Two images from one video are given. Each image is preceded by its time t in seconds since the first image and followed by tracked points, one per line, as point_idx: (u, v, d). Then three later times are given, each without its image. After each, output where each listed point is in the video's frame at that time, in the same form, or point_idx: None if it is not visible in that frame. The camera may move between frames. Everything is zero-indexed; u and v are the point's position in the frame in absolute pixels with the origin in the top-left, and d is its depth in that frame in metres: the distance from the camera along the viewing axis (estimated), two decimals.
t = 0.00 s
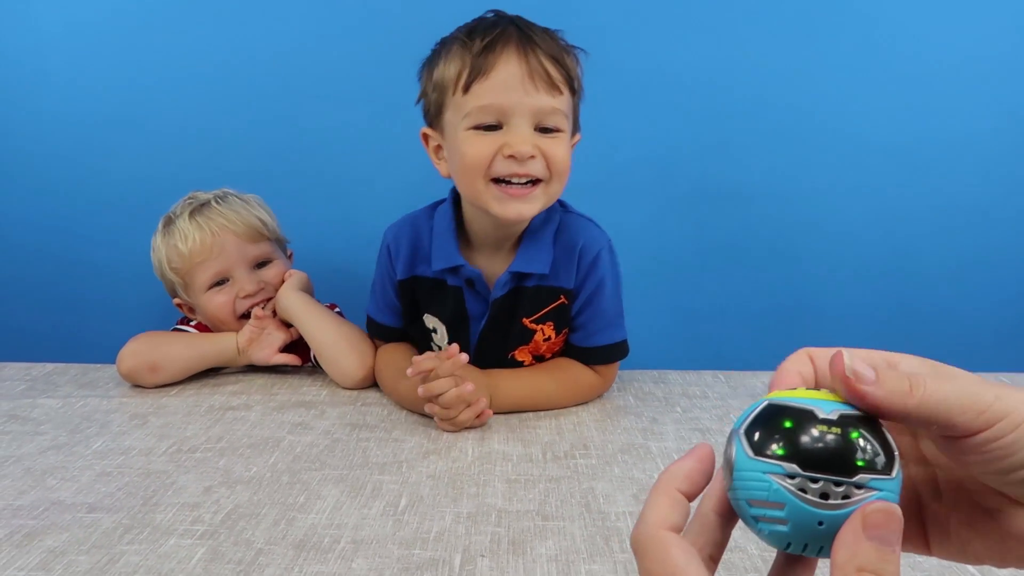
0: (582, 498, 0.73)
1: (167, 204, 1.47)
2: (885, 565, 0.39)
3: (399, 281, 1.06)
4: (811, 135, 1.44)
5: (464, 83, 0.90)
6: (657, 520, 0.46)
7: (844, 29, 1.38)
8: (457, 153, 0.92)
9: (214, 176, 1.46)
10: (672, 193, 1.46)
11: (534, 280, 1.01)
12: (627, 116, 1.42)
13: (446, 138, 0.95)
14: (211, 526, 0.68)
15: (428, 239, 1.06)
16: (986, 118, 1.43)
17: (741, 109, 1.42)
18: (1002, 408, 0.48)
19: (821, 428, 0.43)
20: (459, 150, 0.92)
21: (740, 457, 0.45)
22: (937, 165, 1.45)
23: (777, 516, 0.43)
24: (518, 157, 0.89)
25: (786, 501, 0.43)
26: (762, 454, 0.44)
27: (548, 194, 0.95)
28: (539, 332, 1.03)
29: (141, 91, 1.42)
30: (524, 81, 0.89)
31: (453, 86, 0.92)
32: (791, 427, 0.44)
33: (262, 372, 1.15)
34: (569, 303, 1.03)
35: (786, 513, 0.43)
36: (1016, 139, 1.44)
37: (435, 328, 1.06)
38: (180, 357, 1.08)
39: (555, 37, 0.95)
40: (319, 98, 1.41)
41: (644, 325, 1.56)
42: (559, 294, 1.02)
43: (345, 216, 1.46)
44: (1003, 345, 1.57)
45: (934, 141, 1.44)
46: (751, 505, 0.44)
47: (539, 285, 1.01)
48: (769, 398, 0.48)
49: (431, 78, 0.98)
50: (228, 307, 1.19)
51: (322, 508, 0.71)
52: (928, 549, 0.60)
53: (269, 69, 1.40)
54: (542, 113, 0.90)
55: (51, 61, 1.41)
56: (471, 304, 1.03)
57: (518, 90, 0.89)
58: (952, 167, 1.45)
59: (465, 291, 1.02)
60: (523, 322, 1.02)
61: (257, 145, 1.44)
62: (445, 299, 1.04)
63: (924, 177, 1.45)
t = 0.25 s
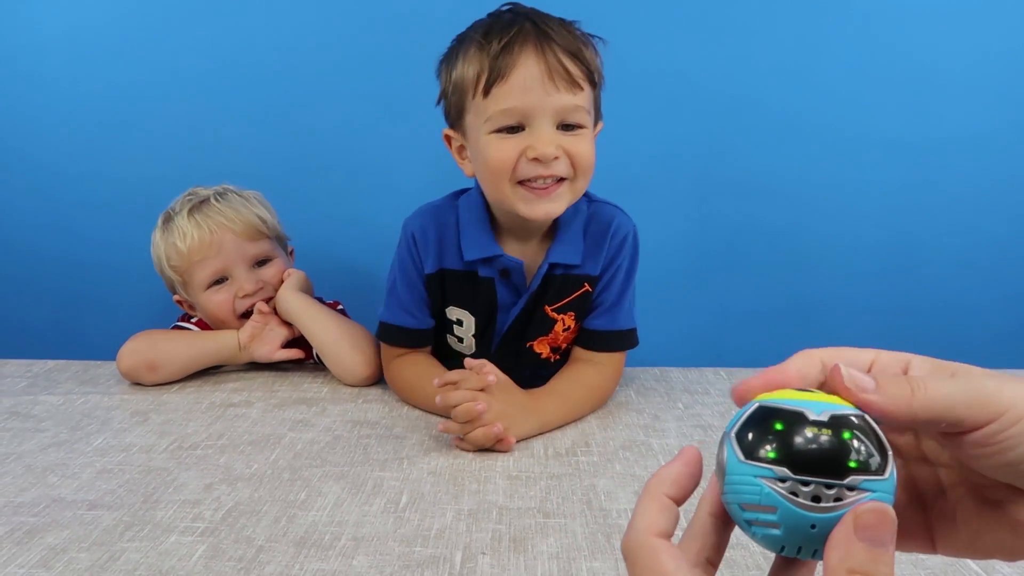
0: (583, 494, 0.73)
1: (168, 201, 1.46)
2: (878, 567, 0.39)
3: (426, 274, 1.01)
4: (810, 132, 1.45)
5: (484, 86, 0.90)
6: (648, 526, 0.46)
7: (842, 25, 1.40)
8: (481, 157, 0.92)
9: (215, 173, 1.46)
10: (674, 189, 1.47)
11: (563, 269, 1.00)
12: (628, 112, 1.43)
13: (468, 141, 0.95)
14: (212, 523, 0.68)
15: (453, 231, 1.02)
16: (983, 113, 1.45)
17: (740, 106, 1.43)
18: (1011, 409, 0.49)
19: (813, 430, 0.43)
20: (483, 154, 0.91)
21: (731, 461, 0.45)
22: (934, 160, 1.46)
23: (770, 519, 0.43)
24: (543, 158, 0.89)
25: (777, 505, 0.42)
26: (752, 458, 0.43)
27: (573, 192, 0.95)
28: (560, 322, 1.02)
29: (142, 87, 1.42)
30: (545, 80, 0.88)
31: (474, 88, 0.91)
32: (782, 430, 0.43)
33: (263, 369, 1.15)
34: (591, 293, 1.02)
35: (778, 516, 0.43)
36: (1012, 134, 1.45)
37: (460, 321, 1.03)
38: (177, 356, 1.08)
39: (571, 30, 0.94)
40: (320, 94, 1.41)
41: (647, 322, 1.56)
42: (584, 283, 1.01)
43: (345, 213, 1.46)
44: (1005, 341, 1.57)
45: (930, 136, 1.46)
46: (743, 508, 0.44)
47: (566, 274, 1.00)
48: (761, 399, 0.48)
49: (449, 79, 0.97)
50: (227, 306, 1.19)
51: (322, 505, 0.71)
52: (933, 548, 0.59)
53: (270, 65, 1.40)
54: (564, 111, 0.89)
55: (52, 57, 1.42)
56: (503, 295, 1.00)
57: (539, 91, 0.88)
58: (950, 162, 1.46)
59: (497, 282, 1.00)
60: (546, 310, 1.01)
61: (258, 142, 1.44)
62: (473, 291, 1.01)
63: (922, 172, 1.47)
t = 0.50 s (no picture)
0: (577, 494, 0.73)
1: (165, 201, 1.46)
2: (863, 564, 0.39)
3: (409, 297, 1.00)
4: (806, 132, 1.45)
5: (461, 95, 0.90)
6: (638, 524, 0.46)
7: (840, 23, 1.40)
8: (460, 166, 0.92)
9: (212, 172, 1.46)
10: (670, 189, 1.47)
11: (553, 279, 0.99)
12: (624, 112, 1.43)
13: (447, 150, 0.95)
14: (206, 523, 0.68)
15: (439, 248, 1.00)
16: (980, 112, 1.45)
17: (736, 105, 1.43)
18: (1007, 411, 0.48)
19: (799, 428, 0.44)
20: (461, 163, 0.91)
21: (719, 458, 0.45)
22: (932, 159, 1.47)
23: (757, 516, 0.43)
24: (523, 166, 0.89)
25: (764, 501, 0.43)
26: (740, 455, 0.44)
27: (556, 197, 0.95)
28: (555, 330, 1.02)
29: (139, 86, 1.42)
30: (522, 87, 0.88)
31: (451, 97, 0.91)
32: (769, 427, 0.44)
33: (259, 369, 1.15)
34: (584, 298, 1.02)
35: (765, 512, 0.43)
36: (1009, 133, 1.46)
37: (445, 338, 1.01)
38: (173, 356, 1.08)
39: (546, 34, 0.94)
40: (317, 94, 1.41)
41: (643, 321, 1.56)
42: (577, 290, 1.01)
43: (342, 212, 1.46)
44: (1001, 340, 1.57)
45: (928, 135, 1.46)
46: (731, 504, 0.44)
47: (557, 284, 0.99)
48: (750, 397, 0.48)
49: (425, 87, 0.96)
50: (224, 311, 1.19)
51: (317, 505, 0.71)
52: (922, 540, 0.60)
53: (267, 65, 1.40)
54: (542, 117, 0.90)
55: (49, 56, 1.41)
56: (493, 311, 0.99)
57: (517, 98, 0.88)
58: (947, 161, 1.47)
59: (486, 300, 0.99)
60: (541, 320, 1.00)
61: (254, 141, 1.44)
62: (461, 309, 1.00)
63: (919, 171, 1.47)
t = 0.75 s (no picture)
0: (570, 495, 0.73)
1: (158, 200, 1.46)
2: (848, 567, 0.40)
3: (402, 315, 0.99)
4: (800, 133, 1.45)
5: (436, 110, 0.90)
6: (632, 526, 0.47)
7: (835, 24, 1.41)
8: (444, 183, 0.91)
9: (206, 172, 1.46)
10: (664, 189, 1.47)
11: (548, 287, 0.98)
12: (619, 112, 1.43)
13: (428, 168, 0.94)
14: (199, 525, 0.68)
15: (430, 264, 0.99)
16: (973, 113, 1.46)
17: (730, 106, 1.44)
18: (984, 412, 0.49)
19: (784, 435, 0.44)
20: (445, 179, 0.91)
21: (705, 465, 0.45)
22: (925, 159, 1.47)
23: (743, 523, 0.44)
24: (507, 175, 0.89)
25: (752, 507, 0.43)
26: (726, 462, 0.44)
27: (543, 202, 0.94)
28: (550, 335, 1.02)
29: (132, 85, 1.41)
30: (495, 95, 0.88)
31: (425, 114, 0.91)
32: (755, 434, 0.44)
33: (252, 369, 1.14)
34: (578, 302, 1.02)
35: (752, 519, 0.43)
36: (1003, 133, 1.47)
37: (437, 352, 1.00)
38: (166, 358, 1.08)
39: (512, 39, 0.95)
40: (311, 93, 1.40)
41: (636, 321, 1.56)
42: (571, 295, 1.01)
43: (336, 212, 1.45)
44: (993, 341, 1.58)
45: (921, 135, 1.47)
46: (718, 512, 0.45)
47: (552, 291, 0.99)
48: (732, 404, 0.48)
49: (398, 108, 0.97)
50: (215, 311, 1.19)
51: (310, 506, 0.71)
52: (911, 544, 0.60)
53: (261, 64, 1.39)
54: (519, 123, 0.89)
55: (42, 54, 1.41)
56: (487, 323, 0.99)
57: (491, 106, 0.88)
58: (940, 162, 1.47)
59: (480, 314, 0.98)
60: (536, 328, 1.00)
61: (248, 141, 1.44)
62: (455, 323, 0.99)
63: (913, 171, 1.48)
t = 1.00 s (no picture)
0: (565, 494, 0.73)
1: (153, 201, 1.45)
2: (810, 557, 0.41)
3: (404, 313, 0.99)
4: (795, 133, 1.46)
5: (441, 113, 0.90)
6: (607, 533, 0.48)
7: (831, 25, 1.41)
8: (448, 186, 0.91)
9: (201, 172, 1.45)
10: (659, 189, 1.48)
11: (548, 283, 0.99)
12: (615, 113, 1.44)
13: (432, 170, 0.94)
14: (193, 525, 0.68)
15: (432, 263, 0.99)
16: (968, 114, 1.46)
17: (725, 106, 1.44)
18: (984, 407, 0.49)
19: (741, 425, 0.46)
20: (449, 182, 0.91)
21: (665, 460, 0.48)
22: (921, 159, 1.48)
23: (704, 515, 0.46)
24: (511, 179, 0.89)
25: (709, 499, 0.45)
26: (684, 456, 0.47)
27: (544, 207, 0.95)
28: (547, 332, 1.02)
29: (127, 84, 1.41)
30: (501, 100, 0.88)
31: (431, 117, 0.91)
32: (712, 426, 0.46)
33: (246, 369, 1.14)
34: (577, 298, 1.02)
35: (711, 510, 0.46)
36: (997, 135, 1.47)
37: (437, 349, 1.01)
38: (161, 357, 1.07)
39: (517, 43, 0.95)
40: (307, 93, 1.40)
41: (631, 321, 1.56)
42: (569, 291, 1.01)
43: (331, 212, 1.45)
44: (986, 341, 1.59)
45: (916, 136, 1.47)
46: (681, 506, 0.47)
47: (551, 287, 0.99)
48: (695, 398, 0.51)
49: (403, 110, 0.97)
50: (210, 310, 1.19)
51: (304, 506, 0.71)
52: (904, 545, 0.60)
53: (256, 64, 1.39)
54: (524, 128, 0.90)
55: (36, 53, 1.40)
56: (488, 320, 0.99)
57: (496, 111, 0.88)
58: (935, 163, 1.48)
59: (482, 310, 0.98)
60: (535, 324, 1.00)
61: (243, 141, 1.43)
62: (456, 320, 0.99)
63: (908, 171, 1.48)
